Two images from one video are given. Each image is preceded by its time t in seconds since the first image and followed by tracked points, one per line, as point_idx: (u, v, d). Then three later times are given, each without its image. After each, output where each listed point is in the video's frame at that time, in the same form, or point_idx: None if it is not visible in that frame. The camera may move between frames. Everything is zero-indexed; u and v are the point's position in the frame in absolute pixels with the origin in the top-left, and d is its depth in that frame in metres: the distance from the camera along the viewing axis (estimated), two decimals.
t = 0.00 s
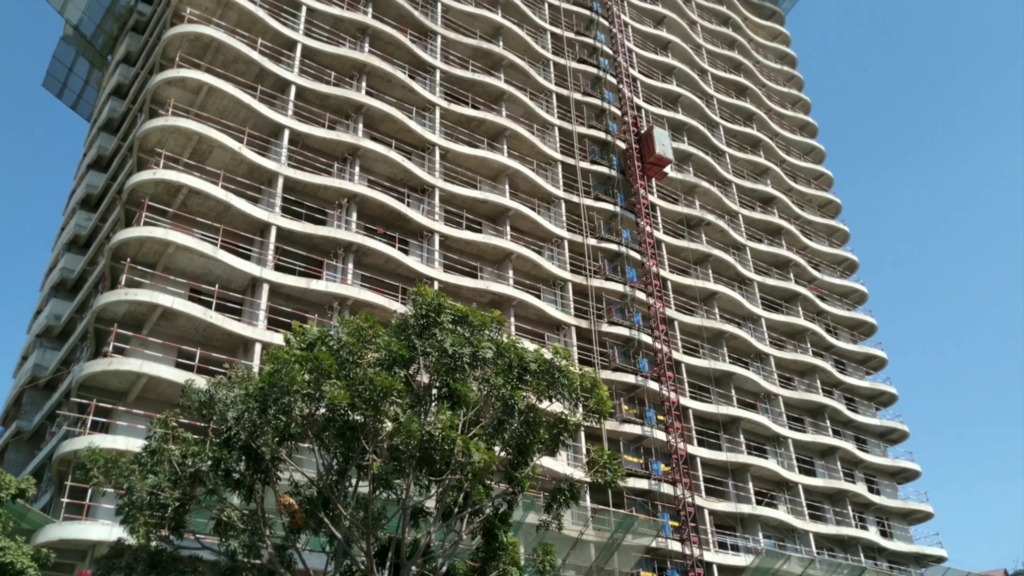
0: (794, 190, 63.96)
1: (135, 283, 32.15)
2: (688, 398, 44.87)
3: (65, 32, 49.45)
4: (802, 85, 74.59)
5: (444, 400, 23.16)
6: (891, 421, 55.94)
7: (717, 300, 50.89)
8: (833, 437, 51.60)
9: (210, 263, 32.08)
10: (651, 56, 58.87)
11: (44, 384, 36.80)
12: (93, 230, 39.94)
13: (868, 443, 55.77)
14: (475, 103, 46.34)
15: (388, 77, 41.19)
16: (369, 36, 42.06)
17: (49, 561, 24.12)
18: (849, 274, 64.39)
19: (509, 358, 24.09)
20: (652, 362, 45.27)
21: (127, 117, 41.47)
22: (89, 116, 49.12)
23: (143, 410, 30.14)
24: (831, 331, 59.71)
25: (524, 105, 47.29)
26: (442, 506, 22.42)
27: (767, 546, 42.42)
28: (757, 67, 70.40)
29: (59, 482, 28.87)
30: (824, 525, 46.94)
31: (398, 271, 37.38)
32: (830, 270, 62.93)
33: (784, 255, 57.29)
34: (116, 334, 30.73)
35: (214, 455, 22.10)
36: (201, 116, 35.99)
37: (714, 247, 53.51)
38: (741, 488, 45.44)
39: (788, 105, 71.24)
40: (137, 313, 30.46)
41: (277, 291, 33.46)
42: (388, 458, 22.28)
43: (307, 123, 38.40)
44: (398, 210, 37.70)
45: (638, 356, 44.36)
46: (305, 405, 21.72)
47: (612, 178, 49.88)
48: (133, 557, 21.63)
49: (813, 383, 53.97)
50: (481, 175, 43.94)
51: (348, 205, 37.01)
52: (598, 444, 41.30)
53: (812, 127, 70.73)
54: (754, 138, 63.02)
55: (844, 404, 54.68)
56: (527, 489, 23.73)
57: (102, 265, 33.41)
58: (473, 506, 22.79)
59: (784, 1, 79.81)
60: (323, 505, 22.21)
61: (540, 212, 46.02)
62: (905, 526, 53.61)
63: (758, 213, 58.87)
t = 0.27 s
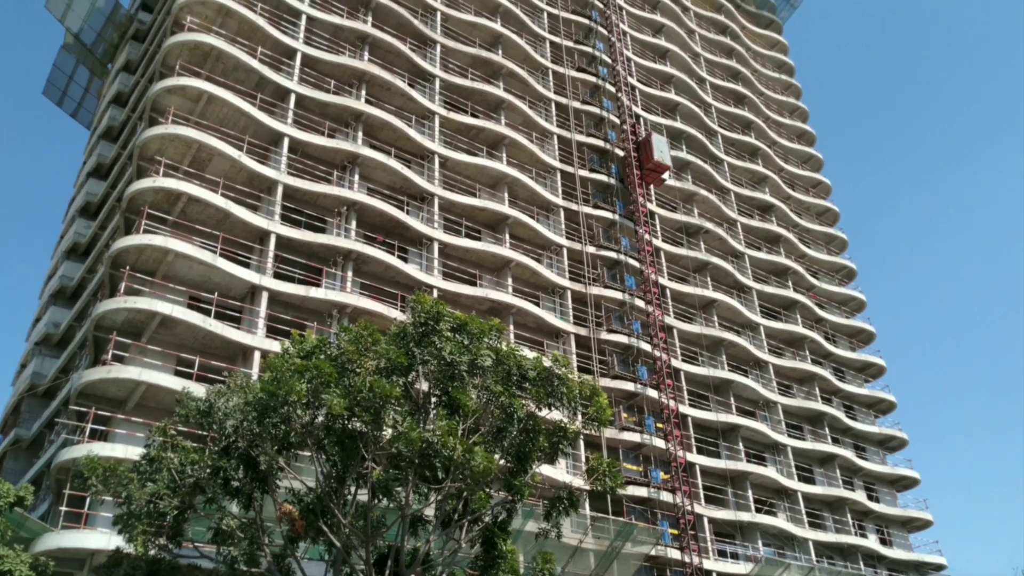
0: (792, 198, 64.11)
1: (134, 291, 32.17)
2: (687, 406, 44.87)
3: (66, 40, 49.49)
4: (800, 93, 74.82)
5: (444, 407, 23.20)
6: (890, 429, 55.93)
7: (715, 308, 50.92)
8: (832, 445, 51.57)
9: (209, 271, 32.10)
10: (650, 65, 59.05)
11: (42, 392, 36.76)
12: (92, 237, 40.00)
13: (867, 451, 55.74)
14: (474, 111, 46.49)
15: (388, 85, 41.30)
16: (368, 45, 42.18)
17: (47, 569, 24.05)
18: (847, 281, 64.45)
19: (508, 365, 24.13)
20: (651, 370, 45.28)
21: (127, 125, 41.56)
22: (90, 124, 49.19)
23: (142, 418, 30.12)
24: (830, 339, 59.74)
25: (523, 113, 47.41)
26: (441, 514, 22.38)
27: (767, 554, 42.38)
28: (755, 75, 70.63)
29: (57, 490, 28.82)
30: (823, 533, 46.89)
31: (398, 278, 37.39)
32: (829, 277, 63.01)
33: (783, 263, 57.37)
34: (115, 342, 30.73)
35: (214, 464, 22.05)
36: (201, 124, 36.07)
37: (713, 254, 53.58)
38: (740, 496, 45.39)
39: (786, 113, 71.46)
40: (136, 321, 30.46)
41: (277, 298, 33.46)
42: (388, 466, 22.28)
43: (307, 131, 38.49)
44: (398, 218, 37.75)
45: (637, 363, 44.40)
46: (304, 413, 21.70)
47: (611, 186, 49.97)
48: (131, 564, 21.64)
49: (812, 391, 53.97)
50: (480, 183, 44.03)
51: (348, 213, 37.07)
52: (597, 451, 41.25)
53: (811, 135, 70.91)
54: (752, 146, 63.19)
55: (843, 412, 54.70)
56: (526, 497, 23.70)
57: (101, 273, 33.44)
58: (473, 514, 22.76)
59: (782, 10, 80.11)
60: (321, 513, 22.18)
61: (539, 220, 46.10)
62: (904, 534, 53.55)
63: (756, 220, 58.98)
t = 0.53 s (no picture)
0: (790, 206, 64.27)
1: (134, 299, 32.21)
2: (686, 414, 44.87)
3: (66, 49, 49.59)
4: (798, 102, 75.07)
5: (443, 415, 23.24)
6: (889, 437, 55.97)
7: (714, 316, 50.99)
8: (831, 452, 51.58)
9: (209, 279, 32.13)
10: (648, 74, 59.27)
11: (41, 400, 36.72)
12: (92, 245, 40.05)
13: (866, 459, 55.74)
14: (473, 120, 46.64)
15: (387, 94, 41.44)
16: (368, 54, 42.33)
17: None
18: (845, 289, 64.56)
19: (507, 373, 24.17)
20: (650, 377, 45.32)
21: (127, 133, 41.67)
22: (90, 132, 49.29)
23: (141, 426, 30.10)
24: (828, 347, 59.78)
25: (522, 122, 47.55)
26: (440, 522, 22.35)
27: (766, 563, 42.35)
28: (753, 84, 70.90)
29: (56, 499, 28.77)
30: (823, 542, 46.86)
31: (397, 286, 37.43)
32: (827, 285, 63.13)
33: (781, 271, 57.49)
34: (114, 350, 30.75)
35: (213, 472, 22.02)
36: (201, 132, 36.16)
37: (712, 262, 53.69)
38: (740, 504, 45.36)
39: (784, 122, 71.67)
40: (136, 329, 30.48)
41: (276, 306, 33.50)
42: (387, 474, 22.27)
43: (307, 140, 38.60)
44: (397, 226, 37.83)
45: (636, 372, 44.37)
46: (303, 422, 21.68)
47: (610, 194, 50.08)
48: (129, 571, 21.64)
49: (811, 399, 54.00)
50: (480, 191, 44.14)
51: (347, 221, 37.12)
52: (596, 459, 41.23)
53: (808, 143, 71.13)
54: (750, 154, 63.38)
55: (842, 420, 54.72)
56: (525, 505, 23.70)
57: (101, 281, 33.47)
58: (472, 522, 22.73)
59: (779, 19, 80.42)
60: (320, 522, 22.16)
61: (538, 228, 46.18)
62: (903, 542, 53.53)
63: (754, 228, 59.12)
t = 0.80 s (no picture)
0: (789, 214, 64.38)
1: (132, 307, 32.23)
2: (685, 422, 44.86)
3: (66, 57, 49.72)
4: (797, 110, 75.25)
5: (441, 423, 23.22)
6: (888, 444, 55.92)
7: (713, 323, 51.01)
8: (830, 460, 51.53)
9: (208, 287, 32.16)
10: (646, 82, 59.43)
11: (39, 408, 36.71)
12: (91, 253, 40.09)
13: (865, 467, 55.68)
14: (472, 128, 46.74)
15: (386, 102, 41.54)
16: (367, 62, 42.45)
17: None
18: (844, 297, 64.59)
19: (505, 381, 24.18)
20: (649, 385, 45.32)
21: (126, 142, 41.77)
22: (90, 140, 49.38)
23: (139, 434, 30.06)
24: (827, 354, 59.79)
25: (521, 130, 47.66)
26: (439, 531, 22.34)
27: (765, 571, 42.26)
28: (751, 92, 71.08)
29: (53, 507, 28.70)
30: (822, 550, 46.78)
31: (396, 294, 37.46)
32: (826, 293, 63.18)
33: (780, 279, 57.55)
34: (113, 358, 30.75)
35: (211, 481, 22.04)
36: (201, 141, 36.23)
37: (710, 270, 53.74)
38: (739, 512, 45.28)
39: (782, 130, 71.84)
40: (134, 337, 30.49)
41: (275, 314, 33.51)
42: (386, 482, 22.29)
43: (306, 148, 38.67)
44: (396, 234, 37.89)
45: (635, 379, 44.35)
46: (302, 430, 21.70)
47: (608, 202, 50.15)
48: None
49: (810, 406, 53.97)
50: (479, 200, 44.24)
51: (347, 229, 37.17)
52: (596, 468, 41.16)
53: (807, 151, 71.26)
54: (748, 162, 63.51)
55: (841, 427, 54.70)
56: (524, 514, 23.70)
57: (100, 289, 33.49)
58: (470, 531, 22.74)
59: (778, 28, 80.67)
60: (319, 530, 22.18)
61: (537, 236, 46.21)
62: (903, 551, 53.44)
63: (753, 236, 59.19)
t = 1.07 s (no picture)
0: (788, 221, 64.48)
1: (132, 314, 32.25)
2: (685, 429, 44.86)
3: (67, 65, 49.84)
4: (796, 118, 75.42)
5: (440, 431, 23.21)
6: (888, 451, 55.86)
7: (712, 330, 51.03)
8: (830, 467, 51.48)
9: (208, 294, 32.18)
10: (646, 89, 59.58)
11: (38, 416, 36.71)
12: (91, 260, 40.11)
13: (865, 474, 55.61)
14: (472, 135, 46.84)
15: (386, 110, 41.64)
16: (367, 70, 42.57)
17: None
18: (844, 304, 64.62)
19: (505, 388, 24.21)
20: (649, 392, 45.31)
21: (127, 149, 41.87)
22: (90, 148, 49.43)
23: (139, 442, 30.02)
24: (827, 361, 59.80)
25: (520, 137, 47.77)
26: (438, 538, 22.33)
27: None
28: (750, 100, 71.26)
29: (52, 515, 28.63)
30: (822, 557, 46.69)
31: (396, 301, 37.48)
32: (825, 300, 63.21)
33: (779, 285, 57.60)
34: (113, 365, 30.76)
35: (209, 488, 22.07)
36: (201, 148, 36.32)
37: (710, 277, 53.77)
38: (739, 520, 45.22)
39: (781, 137, 71.99)
40: (134, 344, 30.51)
41: (275, 321, 33.52)
42: (385, 490, 22.31)
43: (306, 155, 38.74)
44: (396, 241, 37.94)
45: (634, 387, 44.33)
46: (301, 437, 21.73)
47: (608, 210, 50.22)
48: None
49: (810, 413, 53.96)
50: (478, 207, 44.32)
51: (346, 236, 37.23)
52: (595, 475, 41.12)
53: (806, 158, 71.37)
54: (747, 170, 63.62)
55: (840, 434, 54.66)
56: (523, 521, 23.70)
57: (99, 296, 33.51)
58: (469, 538, 22.74)
59: (776, 36, 80.91)
60: (317, 538, 22.19)
61: (537, 243, 46.25)
62: (903, 558, 53.33)
63: (752, 243, 59.26)
